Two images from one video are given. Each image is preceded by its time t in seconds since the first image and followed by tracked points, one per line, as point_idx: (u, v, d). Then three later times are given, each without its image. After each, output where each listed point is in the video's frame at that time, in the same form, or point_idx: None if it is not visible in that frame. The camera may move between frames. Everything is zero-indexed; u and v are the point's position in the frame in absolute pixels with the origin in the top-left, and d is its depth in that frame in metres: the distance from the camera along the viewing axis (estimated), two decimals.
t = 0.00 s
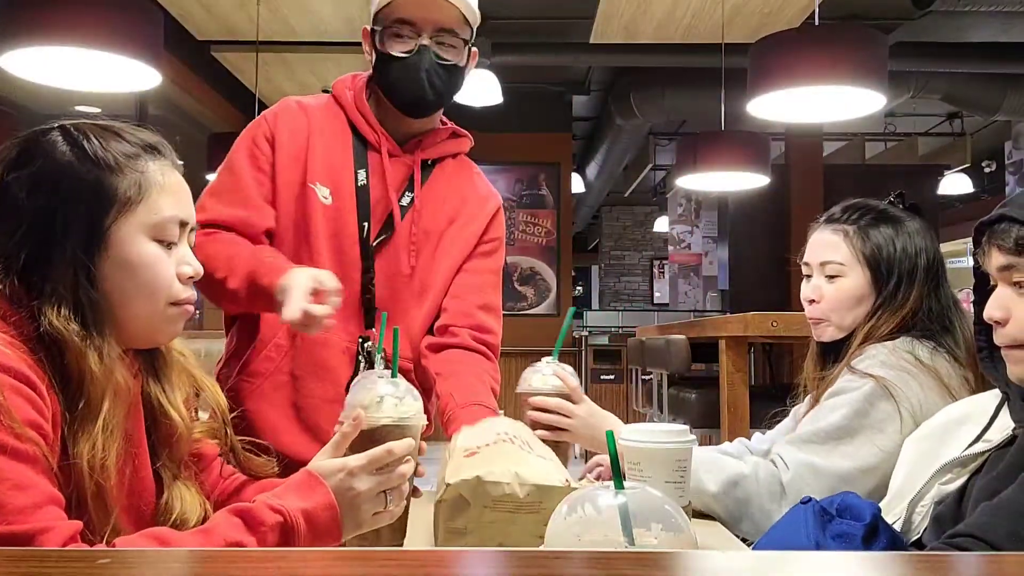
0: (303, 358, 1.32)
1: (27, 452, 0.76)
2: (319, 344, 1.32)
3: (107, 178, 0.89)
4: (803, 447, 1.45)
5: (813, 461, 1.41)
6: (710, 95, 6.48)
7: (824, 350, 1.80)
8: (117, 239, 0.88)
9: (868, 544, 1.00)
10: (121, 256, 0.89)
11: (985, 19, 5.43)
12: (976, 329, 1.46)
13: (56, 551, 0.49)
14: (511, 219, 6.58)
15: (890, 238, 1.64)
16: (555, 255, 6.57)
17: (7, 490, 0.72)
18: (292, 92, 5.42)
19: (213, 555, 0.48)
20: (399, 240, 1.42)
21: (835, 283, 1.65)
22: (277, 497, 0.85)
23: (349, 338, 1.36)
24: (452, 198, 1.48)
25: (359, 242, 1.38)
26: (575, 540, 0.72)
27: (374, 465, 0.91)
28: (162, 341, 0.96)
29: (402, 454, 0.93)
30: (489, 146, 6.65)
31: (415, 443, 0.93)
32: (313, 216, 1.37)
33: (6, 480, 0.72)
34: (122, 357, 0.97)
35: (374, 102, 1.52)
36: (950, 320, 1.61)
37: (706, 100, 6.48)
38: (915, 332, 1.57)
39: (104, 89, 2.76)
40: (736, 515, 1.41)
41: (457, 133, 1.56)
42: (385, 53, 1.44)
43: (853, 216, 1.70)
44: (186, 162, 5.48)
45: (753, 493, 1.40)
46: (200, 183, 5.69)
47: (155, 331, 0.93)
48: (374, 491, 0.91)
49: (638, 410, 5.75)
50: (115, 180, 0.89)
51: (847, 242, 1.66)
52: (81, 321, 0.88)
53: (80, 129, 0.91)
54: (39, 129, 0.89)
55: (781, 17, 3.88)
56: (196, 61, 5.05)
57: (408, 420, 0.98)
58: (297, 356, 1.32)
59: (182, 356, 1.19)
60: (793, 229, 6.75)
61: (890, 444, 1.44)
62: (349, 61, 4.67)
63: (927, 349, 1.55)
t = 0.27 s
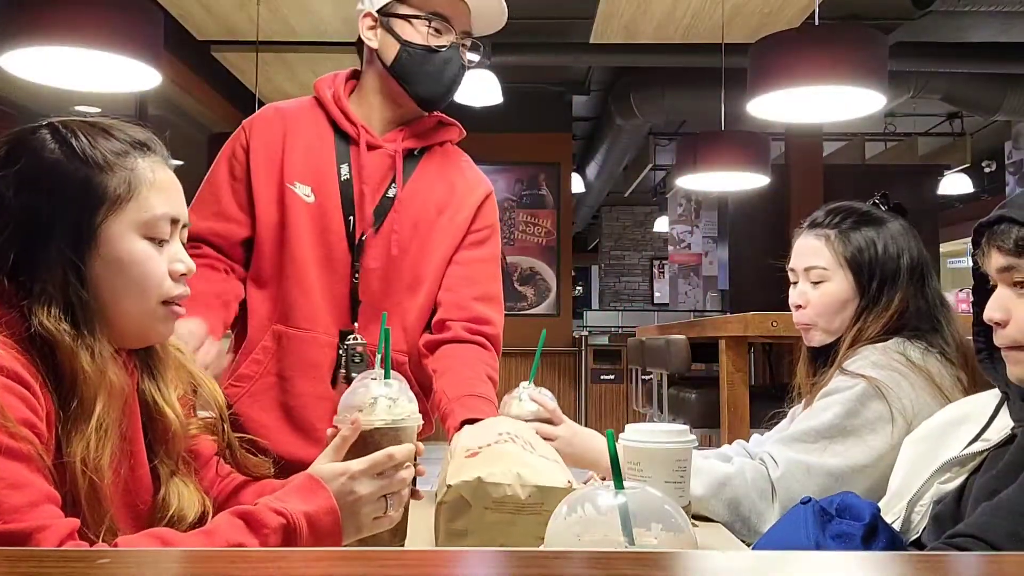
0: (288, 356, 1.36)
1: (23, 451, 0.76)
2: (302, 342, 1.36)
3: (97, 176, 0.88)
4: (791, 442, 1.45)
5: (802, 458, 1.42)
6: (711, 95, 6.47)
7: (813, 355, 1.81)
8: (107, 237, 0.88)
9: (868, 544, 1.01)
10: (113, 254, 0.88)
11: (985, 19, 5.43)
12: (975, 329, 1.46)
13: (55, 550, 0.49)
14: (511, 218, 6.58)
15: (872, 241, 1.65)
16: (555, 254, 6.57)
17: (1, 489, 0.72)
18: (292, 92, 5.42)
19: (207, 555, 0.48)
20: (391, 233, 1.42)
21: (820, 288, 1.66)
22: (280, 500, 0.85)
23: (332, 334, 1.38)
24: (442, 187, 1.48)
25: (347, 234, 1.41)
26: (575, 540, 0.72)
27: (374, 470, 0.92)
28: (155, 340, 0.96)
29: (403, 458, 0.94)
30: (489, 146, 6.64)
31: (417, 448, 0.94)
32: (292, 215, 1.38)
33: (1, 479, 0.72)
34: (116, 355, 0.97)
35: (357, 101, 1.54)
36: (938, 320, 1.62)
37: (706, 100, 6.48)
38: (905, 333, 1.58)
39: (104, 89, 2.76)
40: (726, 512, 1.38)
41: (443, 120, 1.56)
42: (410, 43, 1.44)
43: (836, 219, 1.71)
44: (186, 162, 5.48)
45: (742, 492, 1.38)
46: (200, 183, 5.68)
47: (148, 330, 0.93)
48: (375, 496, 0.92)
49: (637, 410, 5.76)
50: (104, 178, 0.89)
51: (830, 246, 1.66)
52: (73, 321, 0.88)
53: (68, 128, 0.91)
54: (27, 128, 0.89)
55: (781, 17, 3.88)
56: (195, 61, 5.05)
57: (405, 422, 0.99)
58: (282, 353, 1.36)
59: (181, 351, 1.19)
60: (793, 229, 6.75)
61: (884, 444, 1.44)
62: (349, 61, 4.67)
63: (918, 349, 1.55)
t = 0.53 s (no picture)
0: (289, 358, 1.36)
1: (24, 449, 0.76)
2: (301, 344, 1.36)
3: (95, 175, 0.88)
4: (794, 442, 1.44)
5: (803, 459, 1.41)
6: (711, 95, 6.47)
7: (811, 356, 1.81)
8: (106, 236, 0.88)
9: (868, 543, 1.01)
10: (112, 254, 0.88)
11: (985, 19, 5.43)
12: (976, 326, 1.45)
13: (54, 550, 0.49)
14: (512, 218, 6.59)
15: (870, 241, 1.65)
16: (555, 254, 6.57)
17: (5, 487, 0.72)
18: (292, 92, 5.42)
19: (205, 555, 0.48)
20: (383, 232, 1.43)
21: (820, 289, 1.66)
22: (281, 502, 0.85)
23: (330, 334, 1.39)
24: (431, 183, 1.48)
25: (336, 232, 1.41)
26: (575, 539, 0.71)
27: (370, 463, 0.93)
28: (155, 338, 0.96)
29: (397, 450, 0.95)
30: (489, 146, 6.64)
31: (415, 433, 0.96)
32: (284, 218, 1.38)
33: (5, 477, 0.72)
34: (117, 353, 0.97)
35: (340, 104, 1.54)
36: (937, 318, 1.62)
37: (706, 100, 6.48)
38: (904, 333, 1.58)
39: (104, 89, 2.76)
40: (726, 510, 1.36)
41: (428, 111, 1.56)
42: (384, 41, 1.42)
43: (834, 221, 1.70)
44: (186, 162, 5.47)
45: (743, 494, 1.37)
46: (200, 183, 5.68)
47: (148, 329, 0.93)
48: (374, 489, 0.93)
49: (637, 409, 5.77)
50: (103, 177, 0.88)
51: (829, 247, 1.66)
52: (73, 320, 0.88)
53: (66, 128, 0.91)
54: (24, 129, 0.88)
55: (780, 17, 3.88)
56: (195, 61, 5.04)
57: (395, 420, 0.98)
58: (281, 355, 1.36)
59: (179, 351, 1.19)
60: (793, 228, 6.75)
61: (886, 445, 1.45)
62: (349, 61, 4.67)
63: (918, 349, 1.55)
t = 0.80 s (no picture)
0: (273, 363, 1.36)
1: (28, 448, 0.76)
2: (284, 348, 1.36)
3: (101, 175, 0.89)
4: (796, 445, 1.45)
5: (806, 461, 1.41)
6: (711, 95, 6.48)
7: (814, 356, 1.81)
8: (113, 235, 0.88)
9: (868, 543, 1.01)
10: (118, 252, 0.89)
11: (985, 19, 5.44)
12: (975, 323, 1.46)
13: (57, 549, 0.49)
14: (511, 218, 6.60)
15: (873, 241, 1.64)
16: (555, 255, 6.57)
17: (8, 485, 0.72)
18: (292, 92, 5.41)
19: (207, 555, 0.48)
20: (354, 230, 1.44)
21: (822, 289, 1.66)
22: (282, 506, 0.86)
23: (312, 335, 1.39)
24: (399, 182, 1.51)
25: (307, 233, 1.42)
26: (574, 539, 0.72)
27: (364, 460, 0.92)
28: (160, 337, 0.96)
29: (390, 448, 0.94)
30: (489, 146, 6.64)
31: (410, 428, 0.95)
32: (252, 228, 1.39)
33: (9, 475, 0.73)
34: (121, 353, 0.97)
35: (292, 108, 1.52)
36: (939, 319, 1.62)
37: (706, 100, 6.48)
38: (907, 334, 1.59)
39: (104, 89, 2.76)
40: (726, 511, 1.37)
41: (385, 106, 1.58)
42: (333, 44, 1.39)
43: (837, 221, 1.70)
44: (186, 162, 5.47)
45: (742, 496, 1.37)
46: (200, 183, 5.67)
47: (153, 328, 0.93)
48: (370, 484, 0.92)
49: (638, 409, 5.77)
50: (109, 177, 0.89)
51: (832, 247, 1.66)
52: (80, 318, 0.88)
53: (72, 128, 0.91)
54: (30, 131, 0.89)
55: (780, 17, 3.88)
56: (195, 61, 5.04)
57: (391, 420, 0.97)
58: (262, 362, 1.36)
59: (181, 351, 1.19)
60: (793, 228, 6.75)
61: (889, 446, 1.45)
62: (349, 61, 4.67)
63: (920, 350, 1.56)
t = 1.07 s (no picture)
0: (225, 364, 1.40)
1: (34, 452, 0.76)
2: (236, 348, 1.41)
3: (111, 174, 0.89)
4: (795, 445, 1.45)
5: (807, 462, 1.41)
6: (711, 95, 6.48)
7: (813, 356, 1.81)
8: (126, 233, 0.89)
9: (868, 543, 1.01)
10: (130, 250, 0.89)
11: (984, 20, 5.44)
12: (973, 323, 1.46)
13: (57, 549, 0.49)
14: (511, 218, 6.60)
15: (871, 242, 1.64)
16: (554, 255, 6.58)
17: (12, 489, 0.73)
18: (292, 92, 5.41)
19: (222, 555, 0.48)
20: (300, 226, 1.48)
21: (821, 289, 1.66)
22: (270, 496, 0.87)
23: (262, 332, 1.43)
24: (338, 180, 1.55)
25: (253, 233, 1.45)
26: (574, 539, 0.72)
27: (349, 448, 0.93)
28: (173, 334, 0.96)
29: (376, 436, 0.94)
30: (489, 146, 6.64)
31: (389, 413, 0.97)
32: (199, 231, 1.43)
33: (12, 479, 0.73)
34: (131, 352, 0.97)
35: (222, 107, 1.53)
36: (937, 319, 1.62)
37: (706, 100, 6.48)
38: (906, 334, 1.59)
39: (104, 88, 2.76)
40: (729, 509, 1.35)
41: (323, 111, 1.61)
42: (255, 52, 1.37)
43: (836, 221, 1.70)
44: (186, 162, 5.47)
45: (743, 496, 1.36)
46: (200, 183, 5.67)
47: (167, 324, 0.93)
48: (356, 470, 0.93)
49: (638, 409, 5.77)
50: (119, 176, 0.89)
51: (830, 247, 1.66)
52: (91, 319, 0.88)
53: (78, 130, 0.91)
54: (36, 134, 0.88)
55: (780, 17, 3.88)
56: (195, 61, 5.04)
57: (374, 411, 0.97)
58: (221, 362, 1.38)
59: (188, 352, 1.19)
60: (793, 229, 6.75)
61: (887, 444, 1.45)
62: (349, 61, 4.67)
63: (919, 349, 1.56)
